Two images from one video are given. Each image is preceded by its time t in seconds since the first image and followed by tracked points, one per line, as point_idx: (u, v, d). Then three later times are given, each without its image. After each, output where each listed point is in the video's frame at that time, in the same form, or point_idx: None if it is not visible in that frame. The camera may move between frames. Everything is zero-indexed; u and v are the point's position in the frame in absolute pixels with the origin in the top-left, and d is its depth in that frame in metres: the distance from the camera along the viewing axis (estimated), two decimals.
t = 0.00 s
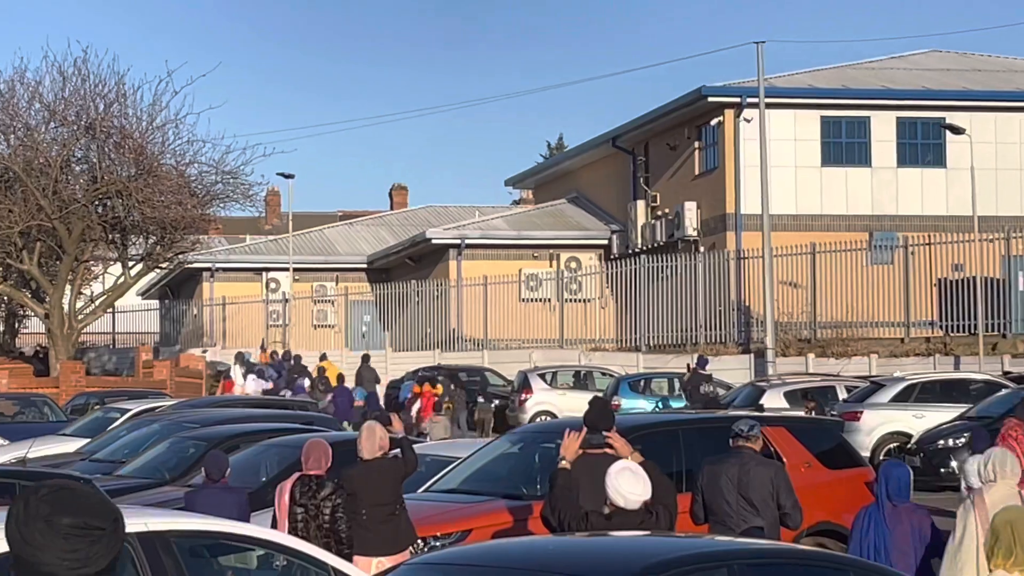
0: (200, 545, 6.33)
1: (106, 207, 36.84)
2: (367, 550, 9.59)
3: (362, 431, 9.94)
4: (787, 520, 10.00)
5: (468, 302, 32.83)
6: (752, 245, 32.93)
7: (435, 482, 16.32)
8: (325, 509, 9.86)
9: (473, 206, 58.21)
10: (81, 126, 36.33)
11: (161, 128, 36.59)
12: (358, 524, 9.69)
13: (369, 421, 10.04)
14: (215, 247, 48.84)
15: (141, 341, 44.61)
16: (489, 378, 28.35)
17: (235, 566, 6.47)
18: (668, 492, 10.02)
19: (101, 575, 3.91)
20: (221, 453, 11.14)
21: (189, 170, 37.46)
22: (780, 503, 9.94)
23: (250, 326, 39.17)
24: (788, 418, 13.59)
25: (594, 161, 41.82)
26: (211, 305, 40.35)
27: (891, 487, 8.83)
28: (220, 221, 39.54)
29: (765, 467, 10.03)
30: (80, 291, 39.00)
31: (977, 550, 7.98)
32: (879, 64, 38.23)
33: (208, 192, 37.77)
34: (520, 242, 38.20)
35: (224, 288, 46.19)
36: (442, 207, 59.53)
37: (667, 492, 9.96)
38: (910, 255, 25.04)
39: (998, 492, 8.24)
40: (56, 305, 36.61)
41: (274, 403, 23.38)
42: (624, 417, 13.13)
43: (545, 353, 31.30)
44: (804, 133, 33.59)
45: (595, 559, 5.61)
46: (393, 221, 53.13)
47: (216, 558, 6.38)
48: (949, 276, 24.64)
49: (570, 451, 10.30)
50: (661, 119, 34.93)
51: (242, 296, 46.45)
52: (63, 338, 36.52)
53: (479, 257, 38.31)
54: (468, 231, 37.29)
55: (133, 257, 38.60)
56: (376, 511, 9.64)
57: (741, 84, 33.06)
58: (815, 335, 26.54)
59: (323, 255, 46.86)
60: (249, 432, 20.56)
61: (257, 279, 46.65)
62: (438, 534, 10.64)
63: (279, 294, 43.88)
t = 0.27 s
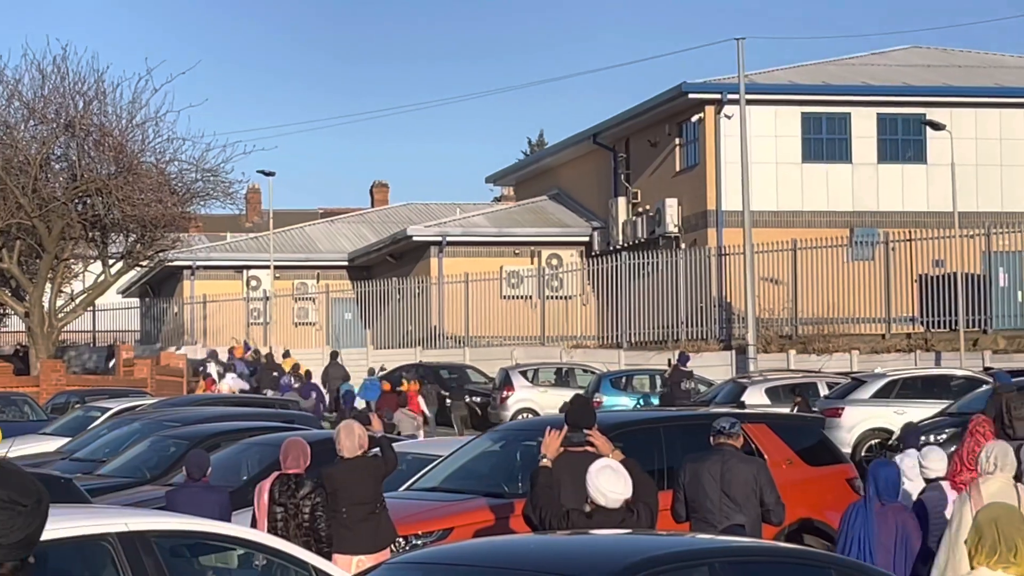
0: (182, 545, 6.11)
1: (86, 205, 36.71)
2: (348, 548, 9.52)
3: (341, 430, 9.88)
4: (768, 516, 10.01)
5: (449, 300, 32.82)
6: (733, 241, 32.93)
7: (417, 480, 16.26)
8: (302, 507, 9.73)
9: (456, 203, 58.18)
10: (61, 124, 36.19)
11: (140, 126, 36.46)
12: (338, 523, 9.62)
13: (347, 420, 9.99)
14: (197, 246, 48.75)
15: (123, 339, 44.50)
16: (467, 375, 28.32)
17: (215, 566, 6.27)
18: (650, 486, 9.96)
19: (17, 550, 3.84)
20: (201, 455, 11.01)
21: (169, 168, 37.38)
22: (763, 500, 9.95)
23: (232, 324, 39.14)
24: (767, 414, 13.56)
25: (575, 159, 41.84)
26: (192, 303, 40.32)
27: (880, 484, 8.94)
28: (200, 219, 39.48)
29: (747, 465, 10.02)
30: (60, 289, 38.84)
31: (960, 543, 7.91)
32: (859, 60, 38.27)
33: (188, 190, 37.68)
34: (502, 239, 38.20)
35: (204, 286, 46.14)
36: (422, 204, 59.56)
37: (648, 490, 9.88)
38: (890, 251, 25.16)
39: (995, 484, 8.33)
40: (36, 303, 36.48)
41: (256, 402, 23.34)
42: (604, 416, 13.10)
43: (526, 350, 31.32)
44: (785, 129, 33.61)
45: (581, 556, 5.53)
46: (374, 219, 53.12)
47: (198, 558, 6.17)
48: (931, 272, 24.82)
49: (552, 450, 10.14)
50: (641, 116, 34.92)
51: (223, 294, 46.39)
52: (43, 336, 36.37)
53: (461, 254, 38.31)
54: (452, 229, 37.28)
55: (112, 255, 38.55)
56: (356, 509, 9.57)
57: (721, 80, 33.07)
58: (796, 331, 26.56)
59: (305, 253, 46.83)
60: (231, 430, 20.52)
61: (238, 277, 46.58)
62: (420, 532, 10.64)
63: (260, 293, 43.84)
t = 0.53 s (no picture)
0: (173, 545, 6.06)
1: (78, 205, 36.73)
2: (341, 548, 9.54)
3: (332, 429, 9.84)
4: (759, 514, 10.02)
5: (441, 300, 32.87)
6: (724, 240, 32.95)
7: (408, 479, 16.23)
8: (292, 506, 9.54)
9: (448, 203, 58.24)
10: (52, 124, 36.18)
11: (132, 126, 36.47)
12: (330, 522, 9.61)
13: (337, 419, 9.94)
14: (189, 245, 48.76)
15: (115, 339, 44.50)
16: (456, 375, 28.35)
17: (206, 565, 6.24)
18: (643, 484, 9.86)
19: None
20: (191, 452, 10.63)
21: (160, 168, 37.39)
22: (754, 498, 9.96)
23: (224, 324, 39.19)
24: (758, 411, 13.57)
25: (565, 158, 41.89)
26: (184, 303, 40.37)
27: (880, 478, 9.09)
28: (192, 219, 39.50)
29: (739, 462, 10.03)
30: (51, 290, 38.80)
31: (956, 540, 8.00)
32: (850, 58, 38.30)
33: (180, 190, 37.69)
34: (493, 239, 38.24)
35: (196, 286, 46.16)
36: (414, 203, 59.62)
37: (641, 488, 9.80)
38: (881, 249, 25.26)
39: (986, 484, 8.55)
40: (28, 304, 36.46)
41: (248, 401, 23.37)
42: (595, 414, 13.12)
43: (517, 349, 31.37)
44: (776, 128, 33.65)
45: (572, 556, 5.51)
46: (365, 218, 53.15)
47: (189, 557, 6.13)
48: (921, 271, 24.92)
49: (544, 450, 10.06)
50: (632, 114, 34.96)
51: (215, 294, 46.40)
52: (35, 337, 36.34)
53: (452, 254, 38.38)
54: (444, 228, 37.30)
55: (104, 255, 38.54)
56: (348, 509, 9.59)
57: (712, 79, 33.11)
58: (788, 330, 26.60)
59: (296, 252, 46.86)
60: (223, 430, 20.51)
61: (230, 277, 46.61)
62: (410, 532, 10.63)
63: (251, 293, 43.87)
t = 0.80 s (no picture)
0: (177, 548, 5.82)
1: (81, 209, 36.72)
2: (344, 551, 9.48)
3: (337, 431, 9.75)
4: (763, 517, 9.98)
5: (445, 303, 32.88)
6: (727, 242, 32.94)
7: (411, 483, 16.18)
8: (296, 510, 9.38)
9: (449, 207, 58.27)
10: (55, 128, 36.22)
11: (135, 129, 36.49)
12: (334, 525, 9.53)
13: (341, 421, 9.85)
14: (192, 249, 48.78)
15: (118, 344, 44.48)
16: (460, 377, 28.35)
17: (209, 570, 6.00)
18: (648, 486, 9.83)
19: None
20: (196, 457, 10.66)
21: (164, 172, 37.40)
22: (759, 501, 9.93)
23: (228, 328, 39.21)
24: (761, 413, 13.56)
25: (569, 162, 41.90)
26: (187, 307, 40.39)
27: (885, 480, 8.96)
28: (195, 222, 39.51)
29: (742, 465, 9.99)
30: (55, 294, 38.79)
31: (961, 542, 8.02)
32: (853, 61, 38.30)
33: (183, 193, 37.70)
34: (497, 242, 38.24)
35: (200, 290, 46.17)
36: (417, 207, 59.66)
37: (645, 491, 9.76)
38: (885, 251, 25.25)
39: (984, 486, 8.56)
40: (31, 308, 36.42)
41: (252, 405, 23.36)
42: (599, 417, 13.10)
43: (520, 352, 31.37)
44: (779, 130, 33.64)
45: (583, 560, 5.44)
46: (369, 222, 53.17)
47: (193, 561, 5.89)
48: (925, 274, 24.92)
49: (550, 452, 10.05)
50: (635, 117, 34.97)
51: (218, 297, 46.42)
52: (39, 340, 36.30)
53: (456, 257, 38.38)
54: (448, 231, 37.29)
55: (107, 259, 38.54)
56: (353, 512, 9.53)
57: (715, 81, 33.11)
58: (791, 332, 26.61)
59: (299, 256, 46.85)
60: (226, 434, 20.47)
61: (234, 281, 46.62)
62: (415, 534, 10.59)
63: (255, 297, 43.86)
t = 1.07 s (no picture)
0: (194, 556, 5.81)
1: (97, 217, 36.81)
2: (359, 557, 9.42)
3: (348, 440, 9.68)
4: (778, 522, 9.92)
5: (460, 310, 32.93)
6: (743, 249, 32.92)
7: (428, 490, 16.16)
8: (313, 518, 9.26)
9: (463, 214, 58.29)
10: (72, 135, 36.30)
11: (151, 137, 36.55)
12: (350, 531, 9.47)
13: (351, 431, 9.78)
14: (207, 256, 48.88)
15: (132, 350, 44.53)
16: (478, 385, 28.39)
17: None
18: (665, 492, 9.77)
19: None
20: (210, 463, 10.50)
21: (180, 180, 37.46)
22: (773, 506, 9.88)
23: (243, 335, 39.32)
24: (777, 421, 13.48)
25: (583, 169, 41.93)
26: (202, 314, 40.55)
27: (888, 484, 8.89)
28: (212, 230, 39.53)
29: (758, 470, 9.94)
30: (72, 302, 38.86)
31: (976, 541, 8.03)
32: (869, 67, 38.24)
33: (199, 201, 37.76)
34: (510, 249, 38.26)
35: (215, 297, 46.25)
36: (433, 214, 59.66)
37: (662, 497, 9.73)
38: (900, 258, 25.29)
39: (996, 488, 8.58)
40: (47, 315, 36.46)
41: (267, 412, 23.40)
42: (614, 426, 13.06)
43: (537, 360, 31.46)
44: (794, 136, 33.64)
45: (603, 570, 5.40)
46: (383, 229, 53.23)
47: (209, 570, 5.89)
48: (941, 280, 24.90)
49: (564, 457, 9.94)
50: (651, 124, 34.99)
51: (233, 304, 46.47)
52: (55, 348, 36.38)
53: (471, 263, 38.39)
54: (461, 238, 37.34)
55: (124, 267, 38.61)
56: (371, 519, 9.49)
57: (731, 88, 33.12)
58: (807, 339, 26.64)
59: (314, 263, 46.92)
60: (242, 441, 20.47)
61: (248, 288, 46.70)
62: (432, 541, 10.59)
63: (269, 304, 43.96)
